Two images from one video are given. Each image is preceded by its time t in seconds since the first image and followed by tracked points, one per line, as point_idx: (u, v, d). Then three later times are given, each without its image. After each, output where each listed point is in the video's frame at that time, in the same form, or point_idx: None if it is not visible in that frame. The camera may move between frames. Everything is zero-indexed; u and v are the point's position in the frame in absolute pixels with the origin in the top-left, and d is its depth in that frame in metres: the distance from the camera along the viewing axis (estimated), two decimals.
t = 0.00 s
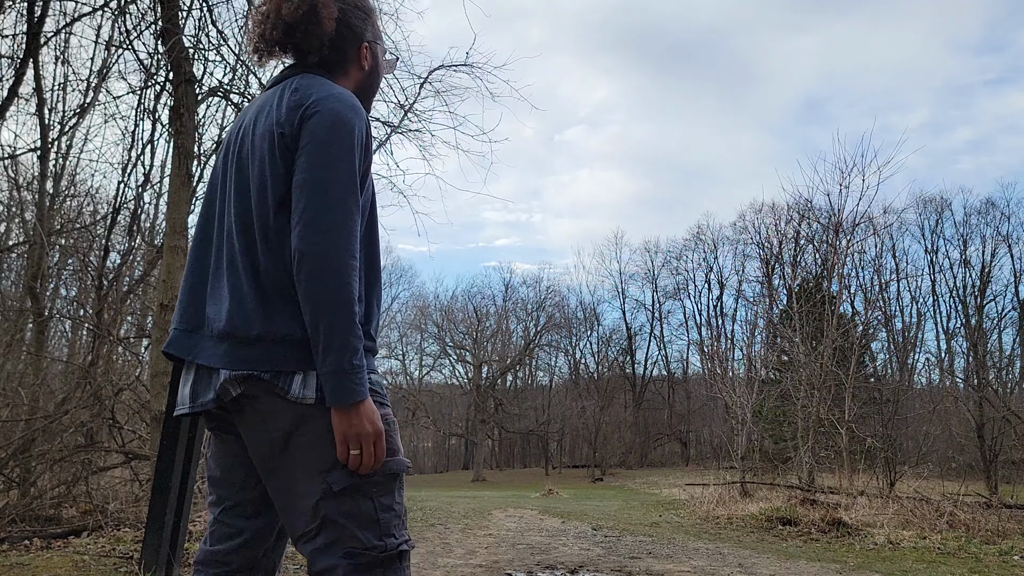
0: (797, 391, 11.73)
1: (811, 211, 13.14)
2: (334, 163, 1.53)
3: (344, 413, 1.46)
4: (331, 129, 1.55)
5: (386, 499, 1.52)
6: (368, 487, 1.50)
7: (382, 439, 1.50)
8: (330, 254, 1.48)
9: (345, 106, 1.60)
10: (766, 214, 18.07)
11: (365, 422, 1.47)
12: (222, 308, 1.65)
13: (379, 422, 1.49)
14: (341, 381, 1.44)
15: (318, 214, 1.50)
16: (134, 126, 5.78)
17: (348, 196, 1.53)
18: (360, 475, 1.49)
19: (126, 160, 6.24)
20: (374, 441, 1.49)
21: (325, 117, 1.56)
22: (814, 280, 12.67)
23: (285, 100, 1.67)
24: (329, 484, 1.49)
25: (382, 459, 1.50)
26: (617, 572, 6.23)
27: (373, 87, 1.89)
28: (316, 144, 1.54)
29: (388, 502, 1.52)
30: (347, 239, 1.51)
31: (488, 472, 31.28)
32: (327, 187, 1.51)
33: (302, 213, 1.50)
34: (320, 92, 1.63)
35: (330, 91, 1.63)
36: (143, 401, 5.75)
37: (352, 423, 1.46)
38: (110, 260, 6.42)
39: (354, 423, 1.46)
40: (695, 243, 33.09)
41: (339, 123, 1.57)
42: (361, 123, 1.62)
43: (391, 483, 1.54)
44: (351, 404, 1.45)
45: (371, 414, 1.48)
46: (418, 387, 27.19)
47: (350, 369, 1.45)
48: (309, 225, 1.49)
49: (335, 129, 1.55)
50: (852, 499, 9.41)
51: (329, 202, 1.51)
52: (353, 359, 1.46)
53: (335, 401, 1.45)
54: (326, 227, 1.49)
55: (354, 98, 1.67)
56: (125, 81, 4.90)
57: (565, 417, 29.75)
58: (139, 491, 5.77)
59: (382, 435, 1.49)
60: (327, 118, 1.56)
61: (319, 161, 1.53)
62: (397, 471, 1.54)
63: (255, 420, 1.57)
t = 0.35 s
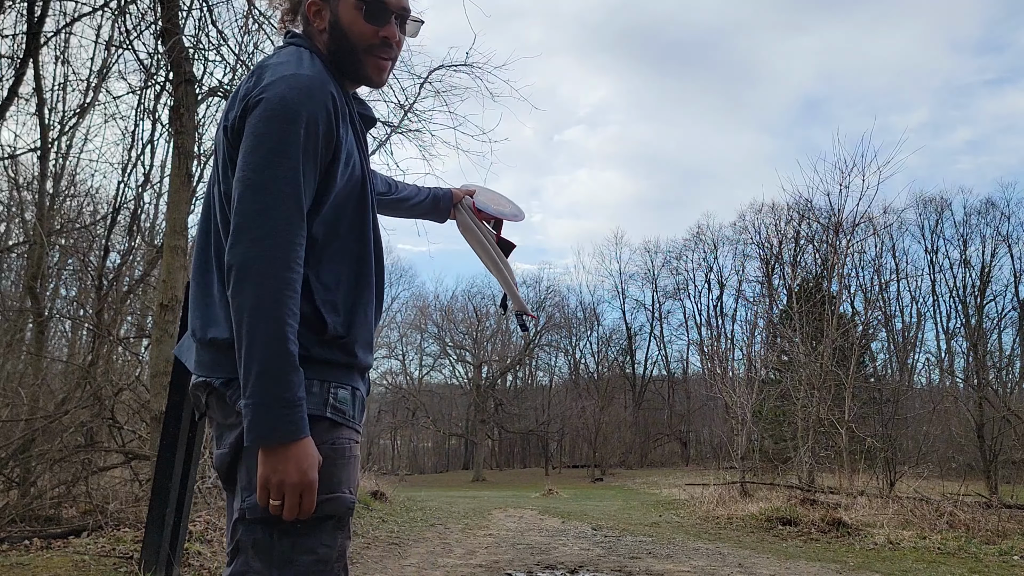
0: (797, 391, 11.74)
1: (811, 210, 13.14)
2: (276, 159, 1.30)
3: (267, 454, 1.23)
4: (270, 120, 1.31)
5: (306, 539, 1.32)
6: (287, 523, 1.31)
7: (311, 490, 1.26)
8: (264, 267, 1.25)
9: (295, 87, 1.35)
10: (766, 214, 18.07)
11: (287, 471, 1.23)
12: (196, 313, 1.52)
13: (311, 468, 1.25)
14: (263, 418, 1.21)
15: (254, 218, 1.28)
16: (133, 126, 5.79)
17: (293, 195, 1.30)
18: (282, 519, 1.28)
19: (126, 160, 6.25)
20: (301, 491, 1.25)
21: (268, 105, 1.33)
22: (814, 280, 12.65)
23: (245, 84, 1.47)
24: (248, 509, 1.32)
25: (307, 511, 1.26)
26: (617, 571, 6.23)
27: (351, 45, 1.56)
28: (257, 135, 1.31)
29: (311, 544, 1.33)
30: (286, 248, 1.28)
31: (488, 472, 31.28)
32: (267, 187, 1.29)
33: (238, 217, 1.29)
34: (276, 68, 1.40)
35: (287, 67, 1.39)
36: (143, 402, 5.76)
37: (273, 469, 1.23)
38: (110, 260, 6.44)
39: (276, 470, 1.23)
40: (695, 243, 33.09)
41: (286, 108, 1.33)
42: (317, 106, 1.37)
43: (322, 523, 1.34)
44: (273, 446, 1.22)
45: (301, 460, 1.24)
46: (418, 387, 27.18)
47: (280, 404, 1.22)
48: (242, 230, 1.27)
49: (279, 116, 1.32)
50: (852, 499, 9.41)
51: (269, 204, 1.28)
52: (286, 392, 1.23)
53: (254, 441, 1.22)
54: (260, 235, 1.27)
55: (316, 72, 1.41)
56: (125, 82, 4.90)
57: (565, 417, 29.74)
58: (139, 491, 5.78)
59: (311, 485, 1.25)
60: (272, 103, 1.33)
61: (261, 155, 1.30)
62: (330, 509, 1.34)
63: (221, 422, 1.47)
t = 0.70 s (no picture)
0: (797, 391, 11.73)
1: (811, 210, 13.15)
2: (248, 159, 1.22)
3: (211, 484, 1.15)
4: (256, 110, 1.24)
5: (320, 546, 1.30)
6: (302, 529, 1.29)
7: (252, 529, 1.16)
8: (229, 279, 1.17)
9: (273, 78, 1.26)
10: (766, 214, 18.06)
11: (227, 503, 1.15)
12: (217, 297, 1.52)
13: (254, 503, 1.16)
14: (210, 449, 1.14)
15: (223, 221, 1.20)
16: (134, 126, 5.79)
17: (266, 199, 1.22)
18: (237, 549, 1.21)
19: (126, 160, 6.25)
20: (240, 529, 1.15)
21: (244, 100, 1.25)
22: (815, 280, 12.64)
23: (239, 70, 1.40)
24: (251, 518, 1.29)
25: (248, 552, 1.16)
26: (617, 571, 6.23)
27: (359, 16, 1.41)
28: (233, 132, 1.24)
29: (324, 552, 1.30)
30: (251, 258, 1.19)
31: (488, 472, 31.27)
32: (238, 188, 1.21)
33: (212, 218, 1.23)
34: (266, 53, 1.31)
35: (274, 53, 1.30)
36: (143, 401, 5.77)
37: (216, 500, 1.15)
38: (110, 260, 6.46)
39: (219, 500, 1.15)
40: (695, 243, 33.08)
41: (263, 102, 1.24)
42: (298, 98, 1.26)
43: (336, 531, 1.31)
44: (220, 480, 1.14)
45: (243, 495, 1.15)
46: (418, 387, 27.17)
47: (230, 435, 1.15)
48: (212, 235, 1.20)
49: (254, 112, 1.23)
50: (852, 499, 9.42)
51: (239, 207, 1.20)
52: (237, 424, 1.15)
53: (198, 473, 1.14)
54: (226, 243, 1.19)
55: (305, 57, 1.30)
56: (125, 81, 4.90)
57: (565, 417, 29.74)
58: (139, 491, 5.78)
59: (251, 523, 1.16)
60: (248, 97, 1.25)
61: (236, 153, 1.23)
62: (343, 516, 1.31)
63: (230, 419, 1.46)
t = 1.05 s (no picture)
0: (797, 391, 11.74)
1: (811, 210, 13.15)
2: (257, 153, 1.23)
3: (273, 484, 1.15)
4: (258, 102, 1.24)
5: (355, 554, 1.30)
6: (338, 536, 1.29)
7: (324, 518, 1.17)
8: (256, 277, 1.18)
9: (276, 68, 1.26)
10: (766, 214, 18.06)
11: (293, 500, 1.16)
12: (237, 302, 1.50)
13: (321, 495, 1.17)
14: (269, 450, 1.14)
15: (238, 219, 1.21)
16: (134, 126, 5.79)
17: (279, 192, 1.22)
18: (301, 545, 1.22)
19: (126, 159, 6.25)
20: (313, 520, 1.17)
21: (250, 95, 1.25)
22: (815, 280, 12.62)
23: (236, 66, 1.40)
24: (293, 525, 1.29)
25: (322, 540, 1.19)
26: (617, 571, 6.23)
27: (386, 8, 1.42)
28: (240, 127, 1.24)
29: (361, 560, 1.30)
30: (271, 253, 1.19)
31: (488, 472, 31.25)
32: (249, 184, 1.22)
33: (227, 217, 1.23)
34: (263, 45, 1.32)
35: (272, 44, 1.30)
36: (143, 401, 5.78)
37: (282, 498, 1.16)
38: (110, 260, 6.46)
39: (285, 498, 1.16)
40: (695, 243, 33.07)
41: (267, 95, 1.25)
42: (303, 88, 1.27)
43: (372, 537, 1.32)
44: (284, 479, 1.14)
45: (308, 489, 1.16)
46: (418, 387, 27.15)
47: (288, 433, 1.15)
48: (230, 233, 1.21)
49: (259, 105, 1.24)
50: (852, 499, 9.42)
51: (254, 203, 1.21)
52: (293, 422, 1.15)
53: (260, 473, 1.14)
54: (245, 241, 1.19)
55: (304, 46, 1.30)
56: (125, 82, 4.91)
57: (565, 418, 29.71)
58: (139, 491, 5.78)
59: (323, 514, 1.17)
60: (251, 90, 1.25)
61: (244, 148, 1.23)
62: (378, 524, 1.32)
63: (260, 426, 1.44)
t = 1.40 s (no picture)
0: (797, 391, 11.74)
1: (811, 210, 13.14)
2: (288, 205, 1.18)
3: (313, 552, 1.09)
4: (286, 157, 1.20)
5: None
6: None
7: None
8: (288, 331, 1.12)
9: (304, 118, 1.22)
10: (766, 214, 18.05)
11: (337, 562, 1.09)
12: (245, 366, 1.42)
13: (368, 553, 1.11)
14: (309, 514, 1.08)
15: (268, 275, 1.16)
16: (134, 126, 5.79)
17: (312, 244, 1.17)
18: None
19: (126, 160, 6.25)
20: None
21: (278, 148, 1.21)
22: (815, 280, 12.61)
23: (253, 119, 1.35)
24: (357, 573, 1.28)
25: None
26: (618, 572, 6.23)
27: (424, 60, 1.55)
28: (267, 180, 1.20)
29: None
30: (304, 308, 1.14)
31: (488, 472, 31.24)
32: (279, 238, 1.17)
33: (254, 274, 1.18)
34: (284, 97, 1.27)
35: (294, 93, 1.26)
36: (143, 401, 5.79)
37: (325, 562, 1.09)
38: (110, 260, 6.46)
39: (326, 561, 1.10)
40: (695, 243, 33.07)
41: (295, 148, 1.20)
42: (330, 137, 1.23)
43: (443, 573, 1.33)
44: (326, 541, 1.08)
45: (354, 548, 1.10)
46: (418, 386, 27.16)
47: (328, 490, 1.09)
48: (258, 291, 1.15)
49: (287, 156, 1.19)
50: (852, 499, 9.42)
51: (284, 257, 1.16)
52: (331, 480, 1.10)
53: (298, 541, 1.08)
54: (275, 297, 1.14)
55: (328, 95, 1.27)
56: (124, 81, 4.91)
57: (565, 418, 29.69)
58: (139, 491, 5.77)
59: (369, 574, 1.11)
60: (278, 143, 1.21)
61: (273, 203, 1.18)
62: (447, 560, 1.33)
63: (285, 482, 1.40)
